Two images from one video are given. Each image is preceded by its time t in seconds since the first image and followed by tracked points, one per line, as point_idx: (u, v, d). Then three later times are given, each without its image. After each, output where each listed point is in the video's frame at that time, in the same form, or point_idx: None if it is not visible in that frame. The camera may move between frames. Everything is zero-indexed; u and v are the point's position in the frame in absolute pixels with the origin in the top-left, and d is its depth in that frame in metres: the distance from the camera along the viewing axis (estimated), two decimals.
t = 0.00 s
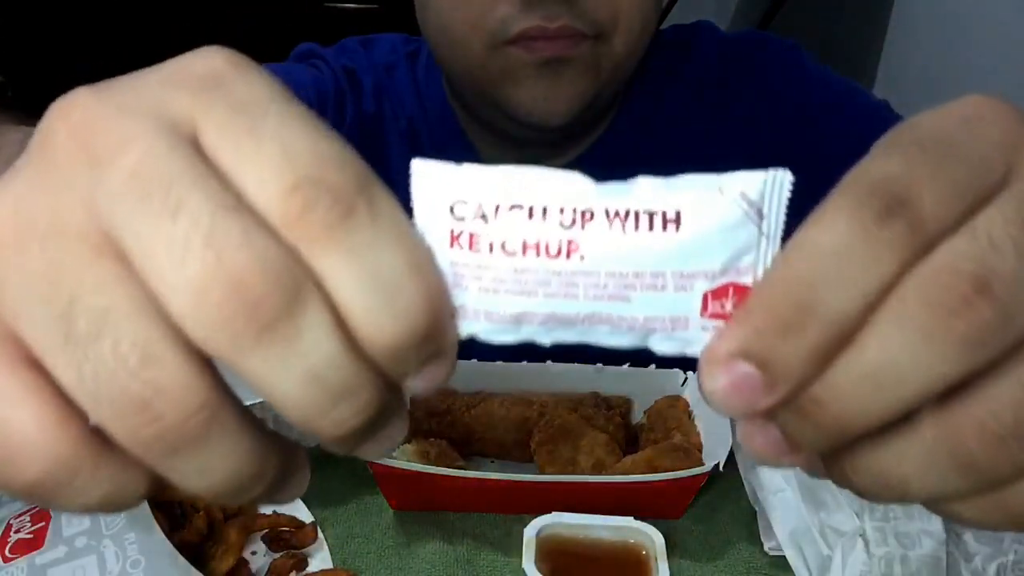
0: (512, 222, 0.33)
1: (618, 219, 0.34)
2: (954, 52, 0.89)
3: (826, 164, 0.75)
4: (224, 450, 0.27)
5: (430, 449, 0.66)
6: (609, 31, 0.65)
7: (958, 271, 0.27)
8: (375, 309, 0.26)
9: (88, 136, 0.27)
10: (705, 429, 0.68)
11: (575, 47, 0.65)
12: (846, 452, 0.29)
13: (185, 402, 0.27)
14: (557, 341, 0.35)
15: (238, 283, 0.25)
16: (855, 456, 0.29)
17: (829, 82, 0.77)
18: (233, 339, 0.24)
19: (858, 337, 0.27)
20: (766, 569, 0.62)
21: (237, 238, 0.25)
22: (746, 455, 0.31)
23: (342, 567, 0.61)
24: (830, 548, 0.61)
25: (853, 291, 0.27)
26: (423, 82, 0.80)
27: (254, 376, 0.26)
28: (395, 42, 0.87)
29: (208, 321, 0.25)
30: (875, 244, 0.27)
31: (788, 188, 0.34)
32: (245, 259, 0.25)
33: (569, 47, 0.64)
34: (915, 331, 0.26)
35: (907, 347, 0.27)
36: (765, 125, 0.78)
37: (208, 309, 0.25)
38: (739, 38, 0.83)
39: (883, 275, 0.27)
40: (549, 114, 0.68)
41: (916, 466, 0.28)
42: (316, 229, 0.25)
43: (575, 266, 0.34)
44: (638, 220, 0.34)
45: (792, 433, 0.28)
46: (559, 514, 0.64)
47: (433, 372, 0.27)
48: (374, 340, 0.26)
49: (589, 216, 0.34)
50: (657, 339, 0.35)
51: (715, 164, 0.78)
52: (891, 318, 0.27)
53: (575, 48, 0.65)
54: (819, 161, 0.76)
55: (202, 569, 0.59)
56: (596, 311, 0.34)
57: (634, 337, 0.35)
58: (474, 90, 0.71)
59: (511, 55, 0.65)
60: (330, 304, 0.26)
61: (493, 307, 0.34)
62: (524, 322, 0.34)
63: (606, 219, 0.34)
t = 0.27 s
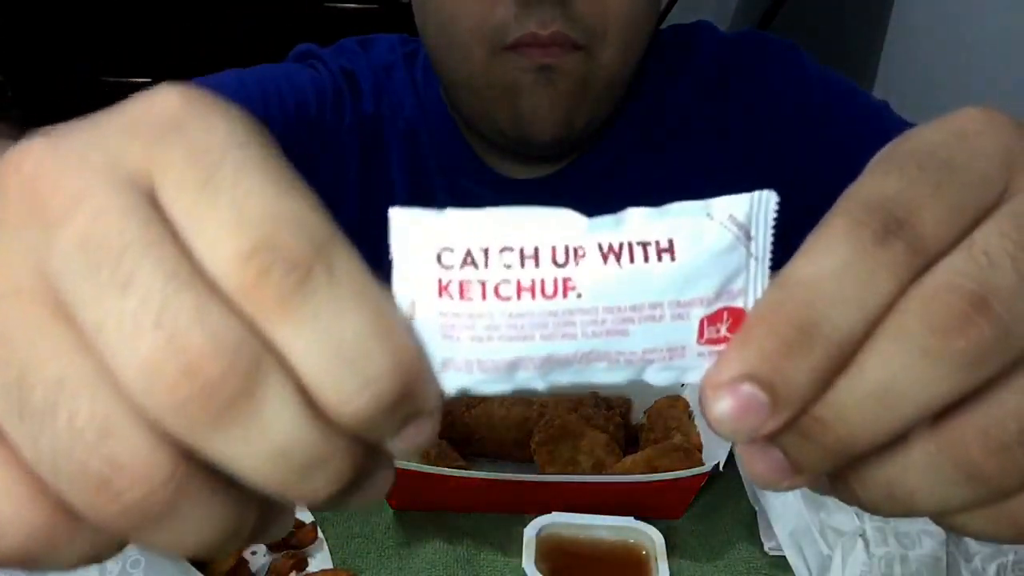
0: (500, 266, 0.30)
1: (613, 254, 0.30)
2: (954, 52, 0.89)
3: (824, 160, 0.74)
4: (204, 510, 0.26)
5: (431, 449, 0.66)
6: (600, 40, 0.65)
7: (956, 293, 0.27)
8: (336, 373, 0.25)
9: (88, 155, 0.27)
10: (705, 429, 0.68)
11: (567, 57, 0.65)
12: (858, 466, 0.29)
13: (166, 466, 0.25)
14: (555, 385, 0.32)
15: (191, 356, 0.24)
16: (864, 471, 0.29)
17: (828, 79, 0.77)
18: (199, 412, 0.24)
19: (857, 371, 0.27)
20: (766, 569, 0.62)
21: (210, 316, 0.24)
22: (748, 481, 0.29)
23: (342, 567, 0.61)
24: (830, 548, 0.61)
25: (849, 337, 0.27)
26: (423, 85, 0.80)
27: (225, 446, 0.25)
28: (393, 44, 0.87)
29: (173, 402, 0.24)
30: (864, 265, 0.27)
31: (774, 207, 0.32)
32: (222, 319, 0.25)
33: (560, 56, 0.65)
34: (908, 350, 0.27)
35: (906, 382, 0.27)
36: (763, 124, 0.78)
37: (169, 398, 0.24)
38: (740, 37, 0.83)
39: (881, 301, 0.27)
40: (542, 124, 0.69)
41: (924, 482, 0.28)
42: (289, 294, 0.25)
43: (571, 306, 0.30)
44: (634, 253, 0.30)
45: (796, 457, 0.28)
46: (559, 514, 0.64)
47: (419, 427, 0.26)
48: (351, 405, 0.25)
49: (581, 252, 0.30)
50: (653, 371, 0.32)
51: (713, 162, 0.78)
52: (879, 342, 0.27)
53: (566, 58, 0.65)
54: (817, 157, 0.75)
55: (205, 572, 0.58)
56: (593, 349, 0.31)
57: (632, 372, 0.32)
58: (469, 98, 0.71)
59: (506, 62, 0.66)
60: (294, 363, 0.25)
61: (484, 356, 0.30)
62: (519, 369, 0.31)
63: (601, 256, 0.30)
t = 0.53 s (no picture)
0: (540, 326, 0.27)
1: (662, 306, 0.27)
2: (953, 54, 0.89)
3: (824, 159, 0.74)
4: (219, 567, 0.25)
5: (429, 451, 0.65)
6: (597, 48, 0.65)
7: None
8: (395, 425, 0.24)
9: (83, 167, 0.27)
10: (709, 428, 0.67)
11: (563, 68, 0.65)
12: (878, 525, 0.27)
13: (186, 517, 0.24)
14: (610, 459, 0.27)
15: (235, 392, 0.23)
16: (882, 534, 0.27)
17: (828, 80, 0.77)
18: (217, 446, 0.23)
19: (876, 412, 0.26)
20: (765, 569, 0.62)
21: (247, 340, 0.24)
22: (807, 551, 0.29)
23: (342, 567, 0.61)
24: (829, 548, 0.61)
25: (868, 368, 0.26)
26: (422, 85, 0.80)
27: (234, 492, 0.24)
28: (393, 42, 0.86)
29: (193, 438, 0.23)
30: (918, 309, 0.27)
31: (827, 253, 0.27)
32: (267, 344, 0.24)
33: (557, 67, 0.65)
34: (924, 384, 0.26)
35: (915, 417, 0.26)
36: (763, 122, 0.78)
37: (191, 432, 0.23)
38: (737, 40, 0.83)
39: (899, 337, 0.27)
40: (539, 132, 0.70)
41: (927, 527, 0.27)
42: (309, 314, 0.24)
43: (618, 367, 0.26)
44: (684, 305, 0.27)
45: (865, 520, 0.27)
46: (559, 514, 0.64)
47: (477, 492, 0.25)
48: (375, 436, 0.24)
49: (629, 306, 0.27)
50: (715, 441, 0.28)
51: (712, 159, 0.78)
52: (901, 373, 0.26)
53: (562, 70, 0.66)
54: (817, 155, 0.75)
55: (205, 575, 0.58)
56: (649, 416, 0.27)
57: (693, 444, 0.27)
58: (466, 103, 0.71)
59: (502, 68, 0.66)
60: (335, 395, 0.24)
61: (532, 430, 0.26)
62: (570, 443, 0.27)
63: (649, 309, 0.27)
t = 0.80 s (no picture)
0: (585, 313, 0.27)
1: (711, 299, 0.27)
2: (955, 55, 0.89)
3: (826, 156, 0.75)
4: (215, 553, 0.25)
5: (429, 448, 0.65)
6: (597, 52, 0.65)
7: None
8: (417, 385, 0.25)
9: (94, 146, 0.27)
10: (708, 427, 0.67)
11: (562, 73, 0.66)
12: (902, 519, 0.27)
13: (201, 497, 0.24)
14: (648, 456, 0.28)
15: (259, 354, 0.24)
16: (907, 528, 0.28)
17: (831, 77, 0.77)
18: (236, 412, 0.24)
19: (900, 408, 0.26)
20: (766, 569, 0.61)
21: (270, 303, 0.24)
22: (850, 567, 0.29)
23: (341, 566, 0.60)
24: (830, 548, 0.60)
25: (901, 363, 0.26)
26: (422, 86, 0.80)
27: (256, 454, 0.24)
28: (392, 43, 0.87)
29: (197, 418, 0.23)
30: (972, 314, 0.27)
31: (882, 259, 0.28)
32: (293, 311, 0.24)
33: (556, 71, 0.65)
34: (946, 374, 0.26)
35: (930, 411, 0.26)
36: (765, 120, 0.78)
37: (211, 394, 0.24)
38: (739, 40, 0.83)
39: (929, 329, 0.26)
40: (539, 134, 0.70)
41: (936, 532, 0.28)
42: (326, 282, 0.25)
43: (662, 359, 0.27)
44: (734, 299, 0.27)
45: (917, 533, 0.28)
46: (560, 514, 0.64)
47: (511, 470, 0.26)
48: (397, 399, 0.25)
49: (678, 296, 0.27)
50: (758, 442, 0.28)
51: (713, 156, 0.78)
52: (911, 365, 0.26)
53: (562, 74, 0.66)
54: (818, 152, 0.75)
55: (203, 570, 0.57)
56: (692, 412, 0.27)
57: (734, 443, 0.28)
58: (464, 104, 0.72)
59: (500, 71, 0.66)
60: (361, 364, 0.25)
61: (572, 416, 0.27)
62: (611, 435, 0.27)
63: (698, 300, 0.27)
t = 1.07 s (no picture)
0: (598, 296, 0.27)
1: (724, 285, 0.27)
2: (957, 55, 0.89)
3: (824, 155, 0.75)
4: (216, 550, 0.25)
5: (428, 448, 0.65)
6: (605, 48, 0.65)
7: None
8: (420, 374, 0.25)
9: (94, 137, 0.27)
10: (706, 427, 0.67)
11: (567, 67, 0.65)
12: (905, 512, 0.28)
13: (193, 493, 0.24)
14: (656, 443, 0.28)
15: (259, 342, 0.24)
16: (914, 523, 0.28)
17: (831, 76, 0.77)
18: (237, 402, 0.24)
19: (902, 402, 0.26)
20: (766, 570, 0.61)
21: (270, 290, 0.24)
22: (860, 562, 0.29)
23: (340, 566, 0.60)
24: (830, 548, 0.60)
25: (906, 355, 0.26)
26: (423, 85, 0.80)
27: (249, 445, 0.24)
28: (394, 42, 0.87)
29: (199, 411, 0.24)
30: (983, 307, 0.27)
31: (894, 249, 0.28)
32: (292, 309, 0.24)
33: (565, 63, 0.65)
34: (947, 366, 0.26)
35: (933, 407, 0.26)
36: (764, 118, 0.78)
37: (208, 383, 0.24)
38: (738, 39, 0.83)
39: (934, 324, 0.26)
40: (547, 128, 0.70)
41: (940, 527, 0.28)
42: (327, 269, 0.25)
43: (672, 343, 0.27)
44: (747, 286, 0.27)
45: (926, 526, 0.28)
46: (559, 514, 0.64)
47: (516, 454, 0.26)
48: (399, 394, 0.25)
49: (691, 282, 0.27)
50: (767, 431, 0.28)
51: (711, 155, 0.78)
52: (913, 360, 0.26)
53: (570, 65, 0.65)
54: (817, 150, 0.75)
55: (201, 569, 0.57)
56: (701, 398, 0.27)
57: (743, 431, 0.28)
58: (468, 101, 0.71)
59: (505, 66, 0.66)
60: (363, 353, 0.25)
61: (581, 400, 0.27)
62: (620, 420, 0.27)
63: (711, 285, 0.27)
